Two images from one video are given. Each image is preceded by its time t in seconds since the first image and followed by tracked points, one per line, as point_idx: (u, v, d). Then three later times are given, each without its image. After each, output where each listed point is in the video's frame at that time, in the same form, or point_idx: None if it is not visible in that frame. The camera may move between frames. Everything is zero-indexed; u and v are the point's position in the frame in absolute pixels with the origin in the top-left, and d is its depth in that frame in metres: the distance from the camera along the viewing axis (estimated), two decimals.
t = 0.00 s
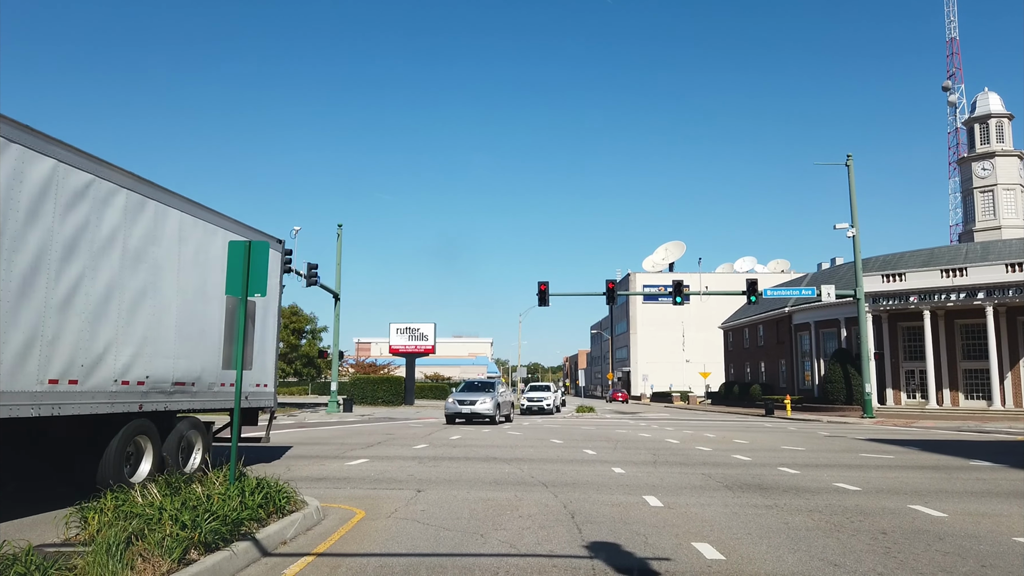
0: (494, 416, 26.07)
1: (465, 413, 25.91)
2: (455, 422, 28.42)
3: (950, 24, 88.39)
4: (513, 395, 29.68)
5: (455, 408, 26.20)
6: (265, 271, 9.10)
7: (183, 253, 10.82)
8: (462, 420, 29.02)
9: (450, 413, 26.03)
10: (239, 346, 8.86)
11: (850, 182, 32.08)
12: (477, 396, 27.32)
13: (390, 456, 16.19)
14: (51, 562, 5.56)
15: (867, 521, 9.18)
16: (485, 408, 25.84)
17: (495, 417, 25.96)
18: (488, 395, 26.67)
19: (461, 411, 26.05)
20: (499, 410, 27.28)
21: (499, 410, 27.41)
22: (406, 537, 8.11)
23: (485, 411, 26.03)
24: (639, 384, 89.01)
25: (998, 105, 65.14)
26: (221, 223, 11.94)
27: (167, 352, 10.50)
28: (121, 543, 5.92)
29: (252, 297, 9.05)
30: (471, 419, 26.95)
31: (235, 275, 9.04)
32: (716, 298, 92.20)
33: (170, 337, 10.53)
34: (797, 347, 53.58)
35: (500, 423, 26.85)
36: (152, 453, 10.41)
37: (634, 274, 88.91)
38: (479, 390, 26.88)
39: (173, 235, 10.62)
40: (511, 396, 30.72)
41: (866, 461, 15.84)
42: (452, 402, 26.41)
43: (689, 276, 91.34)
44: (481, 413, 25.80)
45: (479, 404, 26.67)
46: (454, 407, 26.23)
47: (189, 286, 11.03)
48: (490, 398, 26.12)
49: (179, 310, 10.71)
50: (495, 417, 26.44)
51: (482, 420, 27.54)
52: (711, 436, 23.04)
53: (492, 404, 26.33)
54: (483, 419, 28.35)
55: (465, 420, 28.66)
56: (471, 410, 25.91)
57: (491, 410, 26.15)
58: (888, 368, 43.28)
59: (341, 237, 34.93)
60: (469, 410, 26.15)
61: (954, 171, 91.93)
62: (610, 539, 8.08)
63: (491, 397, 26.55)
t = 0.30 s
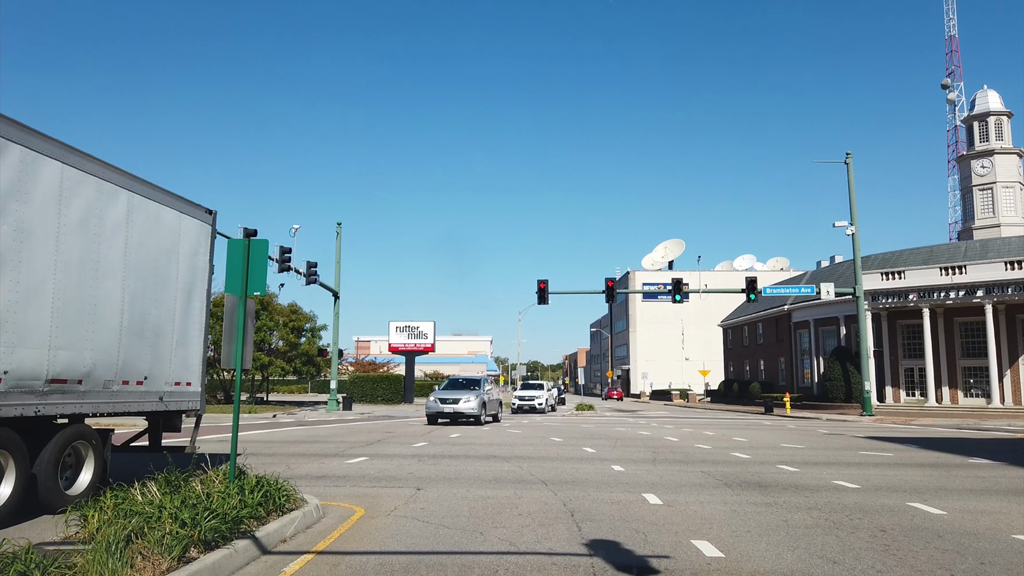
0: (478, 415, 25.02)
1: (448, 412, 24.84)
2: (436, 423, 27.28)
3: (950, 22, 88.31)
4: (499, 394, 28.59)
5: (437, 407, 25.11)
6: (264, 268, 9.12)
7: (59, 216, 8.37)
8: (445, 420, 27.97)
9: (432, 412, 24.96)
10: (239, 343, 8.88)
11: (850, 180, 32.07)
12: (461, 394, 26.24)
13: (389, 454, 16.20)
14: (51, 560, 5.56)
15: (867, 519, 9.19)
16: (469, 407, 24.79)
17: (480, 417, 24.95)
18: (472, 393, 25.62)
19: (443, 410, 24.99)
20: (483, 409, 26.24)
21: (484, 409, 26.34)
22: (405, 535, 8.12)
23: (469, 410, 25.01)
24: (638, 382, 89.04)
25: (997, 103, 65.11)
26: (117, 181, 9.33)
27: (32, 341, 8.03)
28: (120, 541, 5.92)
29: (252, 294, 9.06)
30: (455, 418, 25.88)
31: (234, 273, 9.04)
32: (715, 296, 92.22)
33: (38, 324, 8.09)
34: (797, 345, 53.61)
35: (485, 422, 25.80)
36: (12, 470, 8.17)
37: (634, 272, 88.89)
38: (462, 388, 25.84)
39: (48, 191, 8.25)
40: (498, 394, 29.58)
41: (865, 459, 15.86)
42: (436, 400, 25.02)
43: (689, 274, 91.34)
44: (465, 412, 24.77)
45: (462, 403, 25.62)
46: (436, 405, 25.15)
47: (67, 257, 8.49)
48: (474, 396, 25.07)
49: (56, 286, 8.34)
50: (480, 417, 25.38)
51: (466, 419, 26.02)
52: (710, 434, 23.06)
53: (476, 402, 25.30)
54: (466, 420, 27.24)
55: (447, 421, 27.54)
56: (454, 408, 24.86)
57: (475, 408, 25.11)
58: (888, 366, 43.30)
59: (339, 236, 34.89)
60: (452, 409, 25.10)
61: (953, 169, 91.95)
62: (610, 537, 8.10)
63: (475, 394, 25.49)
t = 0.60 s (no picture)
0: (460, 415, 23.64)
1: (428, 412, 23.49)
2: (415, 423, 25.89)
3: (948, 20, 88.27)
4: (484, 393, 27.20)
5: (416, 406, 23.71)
6: (264, 267, 9.11)
7: None
8: (426, 421, 26.62)
9: (411, 412, 23.59)
10: (239, 344, 8.87)
11: (849, 178, 32.00)
12: (441, 392, 24.88)
13: (389, 452, 16.20)
14: (51, 559, 5.56)
15: (865, 517, 9.21)
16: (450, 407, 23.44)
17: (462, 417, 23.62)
18: (454, 392, 24.27)
19: (421, 410, 23.66)
20: (466, 408, 24.88)
21: (466, 408, 24.98)
22: (405, 533, 8.12)
23: (450, 410, 23.68)
24: (638, 380, 89.07)
25: (996, 101, 65.20)
26: None
27: None
28: (120, 540, 5.91)
29: (251, 294, 9.05)
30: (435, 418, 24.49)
31: (233, 273, 9.05)
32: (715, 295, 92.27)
33: None
34: (795, 343, 53.68)
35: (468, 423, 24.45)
36: None
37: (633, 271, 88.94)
38: (443, 386, 24.48)
39: None
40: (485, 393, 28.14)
41: (864, 457, 15.90)
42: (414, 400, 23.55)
43: (688, 272, 91.37)
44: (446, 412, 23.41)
45: (443, 401, 24.26)
46: (415, 405, 23.76)
47: None
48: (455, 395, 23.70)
49: None
50: (462, 417, 24.03)
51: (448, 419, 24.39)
52: (709, 432, 23.07)
53: (458, 401, 23.96)
54: (446, 421, 25.86)
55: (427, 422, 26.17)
56: (435, 408, 23.51)
57: (457, 408, 23.77)
58: (887, 364, 43.32)
59: (338, 235, 34.83)
60: (432, 408, 23.75)
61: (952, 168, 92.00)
62: (609, 535, 8.10)
63: (456, 393, 24.13)
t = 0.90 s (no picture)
0: (438, 417, 21.43)
1: (402, 413, 21.24)
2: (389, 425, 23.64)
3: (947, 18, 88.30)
4: (467, 391, 25.01)
5: (390, 407, 21.45)
6: (263, 266, 9.10)
7: None
8: (403, 424, 24.30)
9: (384, 414, 21.36)
10: (237, 343, 8.84)
11: (849, 176, 31.98)
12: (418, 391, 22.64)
13: (389, 451, 16.20)
14: (51, 558, 5.56)
15: (865, 515, 9.20)
16: (427, 408, 21.22)
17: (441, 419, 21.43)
18: (431, 391, 22.07)
19: (397, 411, 21.36)
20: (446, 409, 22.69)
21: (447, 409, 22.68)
22: (405, 532, 8.12)
23: (427, 410, 21.46)
24: (637, 378, 89.05)
25: (995, 99, 65.43)
26: None
27: None
28: (120, 538, 5.91)
29: (251, 293, 9.03)
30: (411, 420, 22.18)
31: (233, 272, 9.05)
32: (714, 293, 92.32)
33: None
34: (795, 341, 53.74)
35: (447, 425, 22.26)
36: None
37: (632, 270, 88.98)
38: (420, 385, 22.24)
39: None
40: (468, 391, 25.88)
41: (863, 455, 15.91)
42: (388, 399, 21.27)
43: (687, 270, 91.42)
44: (422, 414, 21.19)
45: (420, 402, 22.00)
46: (389, 406, 21.52)
47: None
48: (432, 395, 21.49)
49: None
50: (441, 419, 21.82)
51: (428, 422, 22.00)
52: (708, 430, 23.08)
53: (436, 402, 21.75)
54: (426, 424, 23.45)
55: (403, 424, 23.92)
56: (410, 409, 21.30)
57: (435, 409, 21.57)
58: (886, 362, 43.35)
59: (337, 234, 34.76)
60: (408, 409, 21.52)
61: (950, 166, 92.08)
62: (609, 533, 8.10)
63: (434, 392, 21.92)
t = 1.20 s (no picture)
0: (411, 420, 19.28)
1: (371, 416, 19.07)
2: (360, 429, 21.53)
3: (946, 16, 88.19)
4: (446, 390, 22.83)
5: (358, 410, 19.30)
6: (262, 264, 9.09)
7: None
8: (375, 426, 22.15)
9: (350, 417, 19.23)
10: (236, 342, 8.85)
11: (847, 174, 31.98)
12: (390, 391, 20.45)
13: (389, 449, 16.20)
14: (50, 556, 5.57)
15: (863, 513, 9.21)
16: (398, 410, 19.07)
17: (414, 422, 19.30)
18: (404, 391, 19.92)
19: (363, 415, 19.22)
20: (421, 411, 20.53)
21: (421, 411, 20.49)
22: (405, 530, 8.14)
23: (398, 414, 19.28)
24: (636, 376, 89.07)
25: (995, 97, 65.44)
26: None
27: None
28: (120, 536, 5.92)
29: (249, 291, 9.02)
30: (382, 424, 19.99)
31: (231, 270, 9.05)
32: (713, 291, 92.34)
33: None
34: (794, 339, 53.78)
35: (422, 428, 20.10)
36: None
37: (632, 268, 88.96)
38: (391, 384, 20.09)
39: None
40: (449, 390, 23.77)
41: (862, 453, 15.93)
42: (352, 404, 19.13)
43: (686, 269, 91.43)
44: (392, 417, 19.06)
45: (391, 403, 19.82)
46: (356, 408, 19.36)
47: None
48: (404, 396, 19.30)
49: None
50: (415, 422, 19.68)
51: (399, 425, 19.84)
52: (707, 428, 23.07)
53: (409, 403, 19.56)
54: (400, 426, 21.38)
55: (375, 428, 21.78)
56: (378, 411, 19.16)
57: (407, 412, 19.40)
58: (885, 360, 43.37)
59: (337, 233, 34.70)
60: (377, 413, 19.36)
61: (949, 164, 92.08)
62: (608, 531, 8.11)
63: (407, 393, 19.78)
